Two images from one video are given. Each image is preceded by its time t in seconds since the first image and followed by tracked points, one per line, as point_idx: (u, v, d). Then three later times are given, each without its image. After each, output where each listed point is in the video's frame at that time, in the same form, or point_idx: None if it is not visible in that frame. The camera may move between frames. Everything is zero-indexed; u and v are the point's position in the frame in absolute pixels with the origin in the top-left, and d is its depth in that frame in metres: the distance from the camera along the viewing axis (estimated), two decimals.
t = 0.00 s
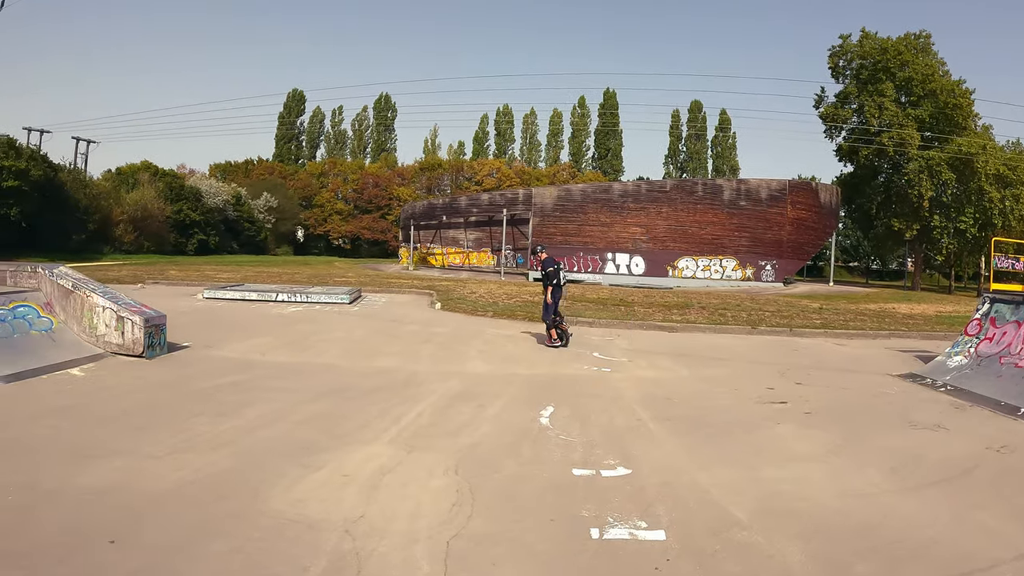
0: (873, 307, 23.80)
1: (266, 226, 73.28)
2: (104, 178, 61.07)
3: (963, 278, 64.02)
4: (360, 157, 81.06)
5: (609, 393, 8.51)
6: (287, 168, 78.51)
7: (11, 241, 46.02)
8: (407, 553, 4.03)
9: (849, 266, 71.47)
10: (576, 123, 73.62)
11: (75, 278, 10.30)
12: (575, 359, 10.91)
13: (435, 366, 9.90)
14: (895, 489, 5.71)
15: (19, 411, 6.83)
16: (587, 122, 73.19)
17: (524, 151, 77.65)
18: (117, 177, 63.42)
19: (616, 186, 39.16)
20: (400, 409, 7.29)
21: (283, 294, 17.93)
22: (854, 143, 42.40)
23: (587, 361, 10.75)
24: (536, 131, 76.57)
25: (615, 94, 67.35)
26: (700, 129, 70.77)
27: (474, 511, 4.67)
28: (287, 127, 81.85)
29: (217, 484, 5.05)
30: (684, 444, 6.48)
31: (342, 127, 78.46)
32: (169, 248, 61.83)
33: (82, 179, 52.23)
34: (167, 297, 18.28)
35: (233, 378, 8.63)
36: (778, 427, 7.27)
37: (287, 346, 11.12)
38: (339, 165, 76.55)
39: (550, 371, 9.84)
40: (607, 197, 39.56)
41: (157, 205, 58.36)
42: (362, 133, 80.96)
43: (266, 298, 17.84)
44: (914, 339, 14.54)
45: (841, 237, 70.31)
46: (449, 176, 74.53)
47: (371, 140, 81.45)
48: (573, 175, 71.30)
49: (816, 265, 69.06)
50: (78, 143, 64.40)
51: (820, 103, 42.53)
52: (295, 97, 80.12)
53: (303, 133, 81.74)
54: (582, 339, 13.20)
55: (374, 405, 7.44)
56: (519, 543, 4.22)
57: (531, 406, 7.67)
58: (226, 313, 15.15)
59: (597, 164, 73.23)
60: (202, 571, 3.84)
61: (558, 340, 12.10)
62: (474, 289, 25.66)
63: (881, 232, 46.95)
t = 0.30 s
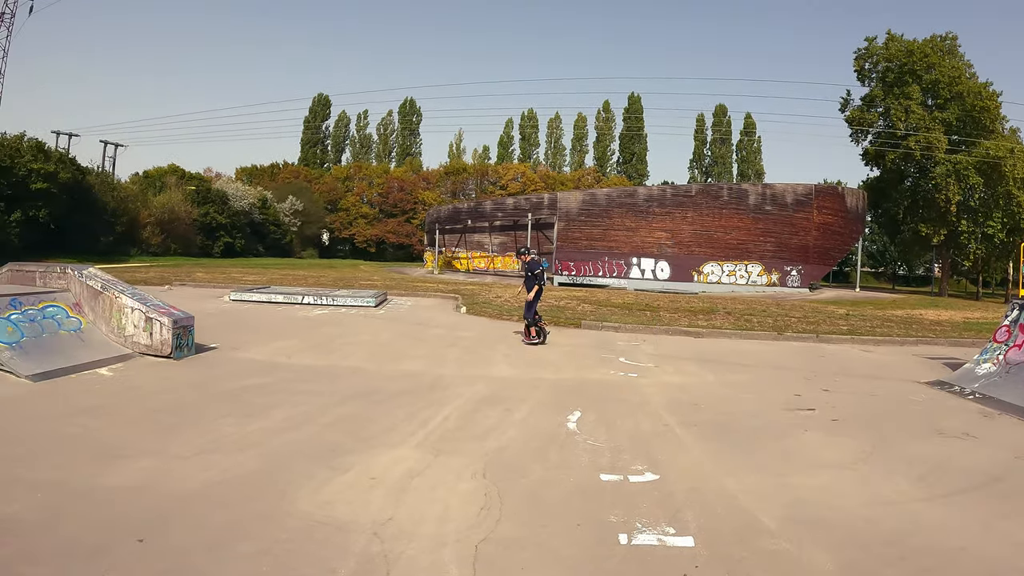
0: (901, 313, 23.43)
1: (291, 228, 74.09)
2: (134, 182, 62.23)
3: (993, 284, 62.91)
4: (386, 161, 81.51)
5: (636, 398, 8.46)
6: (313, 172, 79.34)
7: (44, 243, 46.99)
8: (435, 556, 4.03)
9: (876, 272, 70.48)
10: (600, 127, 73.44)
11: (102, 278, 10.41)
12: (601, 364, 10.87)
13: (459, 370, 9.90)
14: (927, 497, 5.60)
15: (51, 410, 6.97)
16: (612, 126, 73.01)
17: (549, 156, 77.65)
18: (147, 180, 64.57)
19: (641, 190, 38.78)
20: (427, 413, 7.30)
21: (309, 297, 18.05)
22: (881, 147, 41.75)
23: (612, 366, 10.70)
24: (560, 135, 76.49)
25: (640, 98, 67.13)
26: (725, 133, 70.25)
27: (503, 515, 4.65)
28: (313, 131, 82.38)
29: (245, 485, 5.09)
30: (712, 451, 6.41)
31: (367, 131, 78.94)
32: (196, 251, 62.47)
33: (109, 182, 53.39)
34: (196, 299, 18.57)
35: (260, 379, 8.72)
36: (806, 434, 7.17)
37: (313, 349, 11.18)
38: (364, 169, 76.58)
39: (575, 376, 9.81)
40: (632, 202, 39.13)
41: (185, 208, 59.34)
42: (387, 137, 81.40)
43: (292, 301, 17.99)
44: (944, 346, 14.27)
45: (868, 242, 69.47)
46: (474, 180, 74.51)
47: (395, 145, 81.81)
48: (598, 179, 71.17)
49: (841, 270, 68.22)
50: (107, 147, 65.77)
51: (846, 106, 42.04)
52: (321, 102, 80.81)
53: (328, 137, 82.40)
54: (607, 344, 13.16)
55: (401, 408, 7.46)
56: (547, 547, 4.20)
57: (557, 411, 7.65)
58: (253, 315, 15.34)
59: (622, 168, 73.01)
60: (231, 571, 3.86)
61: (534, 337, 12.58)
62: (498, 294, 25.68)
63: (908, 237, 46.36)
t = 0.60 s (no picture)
0: (935, 320, 23.01)
1: (321, 231, 74.94)
2: (167, 185, 63.48)
3: None
4: (414, 164, 82.02)
5: (666, 403, 8.41)
6: (342, 175, 80.23)
7: (78, 244, 47.99)
8: (467, 559, 4.03)
9: (907, 277, 69.33)
10: (628, 131, 73.26)
11: (136, 278, 10.60)
12: (631, 369, 10.82)
13: (488, 373, 9.92)
14: (962, 507, 5.48)
15: (87, 408, 7.13)
16: (641, 130, 72.76)
17: (577, 160, 77.62)
18: (179, 183, 65.86)
19: (671, 195, 38.81)
20: (458, 416, 7.32)
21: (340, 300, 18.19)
22: (911, 150, 41.02)
23: (642, 371, 10.64)
24: (589, 139, 76.39)
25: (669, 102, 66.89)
26: (754, 136, 69.70)
27: (534, 520, 4.64)
28: (343, 135, 83.35)
29: (276, 486, 5.13)
30: (744, 457, 6.35)
31: (396, 135, 79.56)
32: (226, 252, 63.69)
33: (141, 185, 54.48)
34: (228, 301, 18.87)
35: (291, 380, 8.80)
36: (836, 441, 7.08)
37: (343, 351, 11.28)
38: (393, 172, 75.90)
39: (605, 380, 9.78)
40: (661, 206, 39.17)
41: (215, 210, 60.36)
42: (416, 141, 81.92)
43: (322, 303, 18.13)
44: (975, 353, 14.01)
45: (898, 247, 68.55)
46: (503, 184, 74.29)
47: (424, 149, 82.32)
48: (626, 183, 70.95)
49: (872, 275, 67.18)
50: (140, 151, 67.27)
51: (876, 109, 41.41)
52: (350, 106, 81.66)
53: (358, 141, 83.24)
54: (636, 348, 13.09)
55: (432, 411, 7.48)
56: (577, 553, 4.18)
57: (588, 416, 7.63)
58: (283, 317, 15.53)
59: (650, 172, 72.72)
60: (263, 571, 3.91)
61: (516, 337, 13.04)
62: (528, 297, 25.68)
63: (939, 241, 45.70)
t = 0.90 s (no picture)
0: (972, 326, 22.58)
1: (353, 235, 75.83)
2: (201, 188, 64.77)
3: None
4: (445, 168, 82.56)
5: (699, 408, 8.35)
6: (373, 180, 81.10)
7: (112, 246, 48.86)
8: (502, 563, 4.04)
9: (939, 282, 68.15)
10: (659, 135, 73.00)
11: (171, 280, 10.77)
12: (663, 373, 10.76)
13: (519, 377, 9.94)
14: (1002, 517, 5.35)
15: (123, 407, 7.29)
16: (671, 133, 72.48)
17: (608, 163, 77.53)
18: (212, 186, 67.12)
19: (703, 198, 38.48)
20: (491, 419, 7.33)
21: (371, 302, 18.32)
22: (945, 152, 40.38)
23: (675, 376, 10.57)
24: (619, 142, 76.25)
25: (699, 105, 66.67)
26: (784, 139, 69.16)
27: (568, 524, 4.64)
28: (374, 139, 84.18)
29: (311, 486, 5.19)
30: (778, 464, 6.27)
31: (426, 139, 80.23)
32: (259, 255, 64.79)
33: (174, 189, 55.58)
34: (262, 302, 19.17)
35: (324, 382, 8.89)
36: (870, 448, 6.98)
37: (375, 353, 11.35)
38: (424, 176, 78.50)
39: (637, 385, 9.74)
40: (693, 209, 38.90)
41: (248, 213, 61.48)
42: (447, 144, 82.46)
43: (354, 305, 18.28)
44: (1013, 361, 13.70)
45: (931, 251, 67.66)
46: (534, 187, 74.03)
47: (455, 152, 82.82)
48: (657, 187, 70.71)
49: (905, 280, 65.99)
50: (174, 155, 68.74)
51: (909, 110, 40.74)
52: (382, 110, 82.37)
53: (389, 145, 84.04)
54: (666, 353, 13.02)
55: (466, 414, 7.51)
56: (612, 558, 4.16)
57: (620, 420, 7.60)
58: (316, 319, 15.71)
59: (681, 175, 72.37)
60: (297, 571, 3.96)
61: (497, 338, 13.39)
62: (558, 301, 25.65)
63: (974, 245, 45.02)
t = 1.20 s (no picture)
0: (1015, 332, 22.02)
1: (386, 237, 76.63)
2: (237, 191, 66.03)
3: None
4: (479, 171, 82.86)
5: (734, 413, 8.28)
6: (406, 181, 81.72)
7: (147, 246, 49.67)
8: (538, 566, 4.05)
9: (976, 286, 66.70)
10: (692, 137, 72.44)
11: (208, 281, 10.98)
12: (698, 378, 10.69)
13: (553, 380, 9.95)
14: None
15: (162, 405, 7.46)
16: (704, 136, 71.92)
17: (641, 166, 77.28)
18: (247, 189, 68.30)
19: (737, 201, 38.27)
20: (527, 422, 7.35)
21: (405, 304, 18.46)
22: (980, 154, 39.56)
23: (710, 381, 10.49)
24: (652, 144, 75.78)
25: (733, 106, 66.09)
26: (819, 141, 68.26)
27: (606, 527, 4.64)
28: (407, 141, 84.84)
29: (349, 487, 5.25)
30: (815, 470, 6.20)
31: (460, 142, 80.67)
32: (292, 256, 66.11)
33: (210, 192, 56.66)
34: (297, 303, 19.46)
35: (359, 383, 8.98)
36: (908, 456, 6.87)
37: (409, 355, 11.43)
38: (457, 179, 78.68)
39: (671, 388, 9.70)
40: (727, 212, 38.67)
41: (282, 215, 62.62)
42: (480, 147, 82.76)
43: (388, 307, 18.46)
44: None
45: (968, 255, 66.36)
46: (567, 190, 73.23)
47: (488, 155, 83.05)
48: (690, 190, 70.24)
49: (942, 284, 64.69)
50: (210, 158, 70.13)
51: (944, 111, 39.96)
52: (416, 113, 82.88)
53: (422, 148, 84.60)
54: (700, 357, 12.92)
55: (502, 417, 7.55)
56: (649, 562, 4.16)
57: (656, 424, 7.57)
58: (350, 320, 15.89)
59: (715, 178, 71.76)
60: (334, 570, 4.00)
61: (486, 338, 13.38)
62: (592, 304, 25.62)
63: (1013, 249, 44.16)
